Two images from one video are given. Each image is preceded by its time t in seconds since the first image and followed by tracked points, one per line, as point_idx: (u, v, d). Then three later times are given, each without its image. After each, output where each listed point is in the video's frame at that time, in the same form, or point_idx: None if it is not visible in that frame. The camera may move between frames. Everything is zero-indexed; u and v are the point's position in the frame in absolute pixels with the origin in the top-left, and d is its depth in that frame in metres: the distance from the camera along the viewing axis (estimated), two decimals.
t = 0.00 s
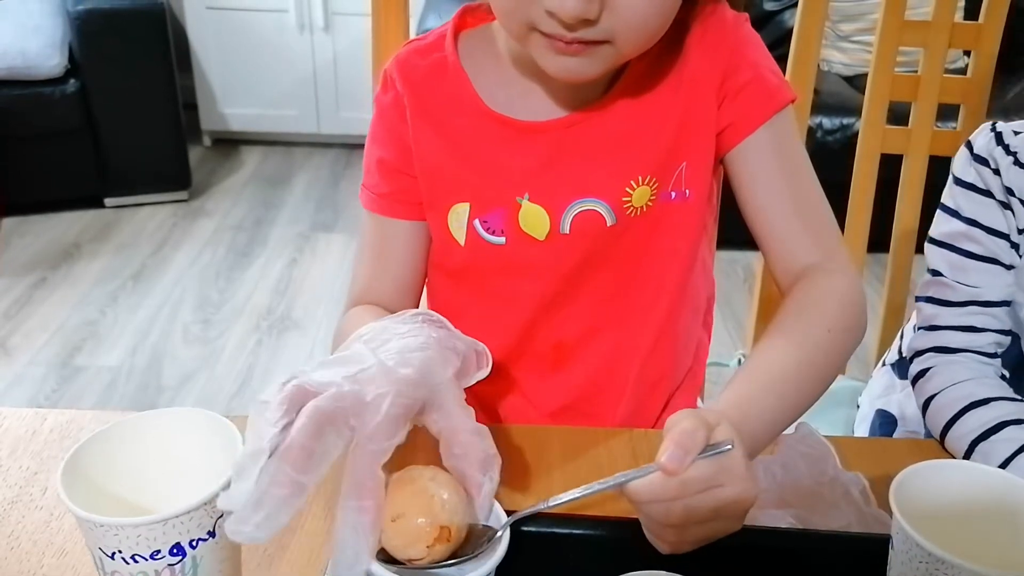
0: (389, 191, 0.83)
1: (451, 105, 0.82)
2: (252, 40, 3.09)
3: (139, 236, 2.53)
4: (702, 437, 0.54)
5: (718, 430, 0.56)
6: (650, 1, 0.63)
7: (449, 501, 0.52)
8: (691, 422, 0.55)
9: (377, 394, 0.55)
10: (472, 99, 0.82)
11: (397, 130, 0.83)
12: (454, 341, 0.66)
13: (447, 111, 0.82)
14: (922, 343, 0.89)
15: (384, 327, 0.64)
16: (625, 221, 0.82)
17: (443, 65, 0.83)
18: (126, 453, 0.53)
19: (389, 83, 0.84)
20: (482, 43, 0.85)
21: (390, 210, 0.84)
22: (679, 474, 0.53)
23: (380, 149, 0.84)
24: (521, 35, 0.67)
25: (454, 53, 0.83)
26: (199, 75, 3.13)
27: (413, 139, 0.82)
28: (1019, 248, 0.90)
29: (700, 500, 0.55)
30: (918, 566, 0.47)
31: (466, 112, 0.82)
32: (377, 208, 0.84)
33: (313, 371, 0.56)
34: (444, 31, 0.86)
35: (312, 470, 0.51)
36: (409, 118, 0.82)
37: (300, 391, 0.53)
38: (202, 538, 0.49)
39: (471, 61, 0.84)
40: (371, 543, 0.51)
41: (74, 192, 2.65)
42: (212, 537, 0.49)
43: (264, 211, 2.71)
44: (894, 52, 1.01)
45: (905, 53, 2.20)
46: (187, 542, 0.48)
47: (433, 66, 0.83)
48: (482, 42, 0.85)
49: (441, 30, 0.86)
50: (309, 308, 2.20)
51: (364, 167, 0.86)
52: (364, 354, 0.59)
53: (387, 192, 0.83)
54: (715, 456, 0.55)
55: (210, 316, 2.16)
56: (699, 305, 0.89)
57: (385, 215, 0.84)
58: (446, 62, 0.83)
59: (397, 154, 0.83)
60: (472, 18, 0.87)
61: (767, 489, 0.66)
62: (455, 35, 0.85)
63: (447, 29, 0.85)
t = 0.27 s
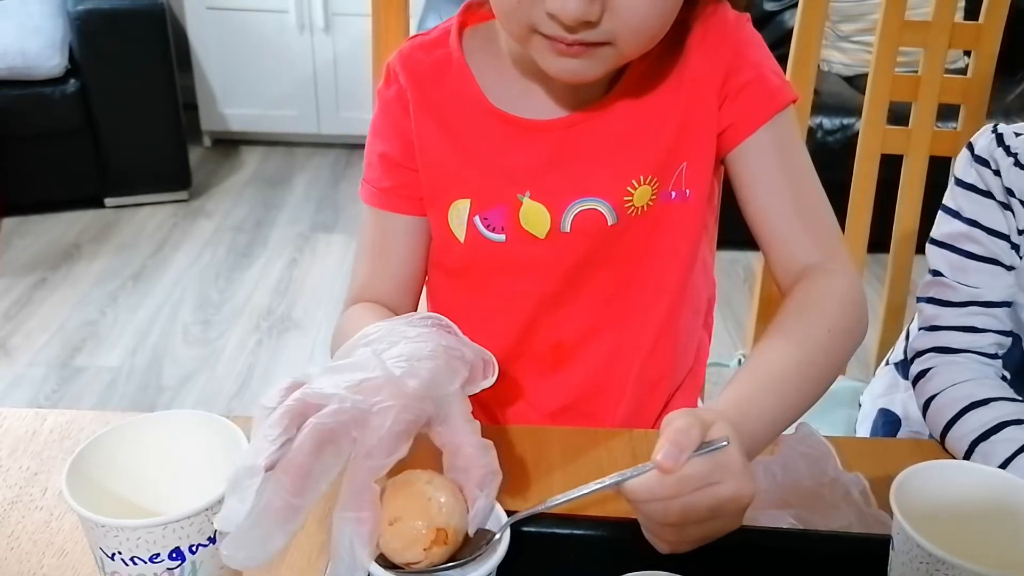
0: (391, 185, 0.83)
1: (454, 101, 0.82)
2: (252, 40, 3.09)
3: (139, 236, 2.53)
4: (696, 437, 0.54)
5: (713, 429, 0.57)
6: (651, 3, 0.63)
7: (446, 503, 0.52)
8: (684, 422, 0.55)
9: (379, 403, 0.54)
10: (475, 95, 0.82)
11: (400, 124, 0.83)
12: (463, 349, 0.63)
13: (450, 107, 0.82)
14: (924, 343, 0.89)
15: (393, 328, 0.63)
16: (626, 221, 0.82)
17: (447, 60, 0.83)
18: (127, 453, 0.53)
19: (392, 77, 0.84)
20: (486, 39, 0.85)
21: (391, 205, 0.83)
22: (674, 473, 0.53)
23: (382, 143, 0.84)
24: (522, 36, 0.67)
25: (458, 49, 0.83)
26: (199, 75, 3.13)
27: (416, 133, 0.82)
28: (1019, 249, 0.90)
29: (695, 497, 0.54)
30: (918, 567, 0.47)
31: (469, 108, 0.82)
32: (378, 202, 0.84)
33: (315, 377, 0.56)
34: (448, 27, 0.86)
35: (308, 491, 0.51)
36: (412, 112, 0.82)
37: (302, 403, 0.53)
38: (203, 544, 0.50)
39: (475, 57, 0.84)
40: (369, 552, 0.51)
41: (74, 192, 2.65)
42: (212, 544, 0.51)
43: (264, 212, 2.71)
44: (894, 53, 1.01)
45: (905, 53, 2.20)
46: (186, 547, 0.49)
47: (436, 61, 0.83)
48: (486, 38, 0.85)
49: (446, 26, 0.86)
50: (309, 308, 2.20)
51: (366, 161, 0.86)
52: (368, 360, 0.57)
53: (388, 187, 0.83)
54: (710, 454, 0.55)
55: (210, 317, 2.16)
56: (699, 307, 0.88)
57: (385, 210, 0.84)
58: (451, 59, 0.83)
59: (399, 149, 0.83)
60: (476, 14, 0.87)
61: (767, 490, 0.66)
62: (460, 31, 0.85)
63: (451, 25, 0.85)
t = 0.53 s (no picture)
0: (391, 187, 0.83)
1: (454, 102, 0.82)
2: (252, 41, 3.09)
3: (139, 237, 2.53)
4: (699, 432, 0.55)
5: (716, 426, 0.58)
6: (654, 3, 0.63)
7: (449, 496, 0.52)
8: (686, 416, 0.56)
9: (380, 397, 0.54)
10: (475, 96, 0.82)
11: (401, 125, 0.83)
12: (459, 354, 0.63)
13: (451, 108, 0.82)
14: (924, 344, 0.89)
15: (386, 336, 0.63)
16: (626, 222, 0.82)
17: (447, 61, 0.83)
18: (128, 454, 0.53)
19: (392, 78, 0.84)
20: (486, 40, 0.85)
21: (391, 206, 0.83)
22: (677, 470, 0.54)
23: (383, 144, 0.84)
24: (524, 37, 0.67)
25: (458, 50, 0.83)
26: (200, 76, 3.13)
27: (416, 134, 0.82)
28: (1018, 249, 0.90)
29: (699, 495, 0.55)
30: (918, 567, 0.47)
31: (469, 109, 0.82)
32: (378, 204, 0.83)
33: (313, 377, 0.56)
34: (448, 28, 0.86)
35: (320, 486, 0.50)
36: (412, 113, 0.82)
37: (303, 403, 0.53)
38: (200, 547, 0.48)
39: (475, 58, 0.84)
40: (370, 548, 0.50)
41: (74, 193, 2.65)
42: (210, 546, 0.49)
43: (264, 212, 2.71)
44: (894, 53, 1.01)
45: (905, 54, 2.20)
46: (183, 550, 0.48)
47: (436, 62, 0.83)
48: (486, 39, 0.85)
49: (446, 26, 0.86)
50: (309, 309, 2.20)
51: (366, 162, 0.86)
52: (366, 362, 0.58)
53: (388, 188, 0.83)
54: (714, 450, 0.56)
55: (210, 317, 2.16)
56: (699, 308, 0.88)
57: (385, 211, 0.83)
58: (450, 59, 0.83)
59: (400, 150, 0.83)
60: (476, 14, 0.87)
61: (767, 491, 0.66)
62: (459, 32, 0.85)
63: (451, 25, 0.85)
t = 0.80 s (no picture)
0: (391, 191, 0.83)
1: (455, 105, 0.82)
2: (252, 41, 3.09)
3: (140, 237, 2.53)
4: (715, 406, 0.56)
5: (731, 404, 0.59)
6: (660, 2, 0.63)
7: (455, 445, 0.55)
8: (701, 393, 0.56)
9: (383, 362, 0.56)
10: (475, 99, 0.82)
11: (402, 129, 0.83)
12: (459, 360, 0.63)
13: (451, 110, 0.82)
14: (923, 345, 0.89)
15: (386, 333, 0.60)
16: (628, 223, 0.82)
17: (447, 64, 0.83)
18: (129, 455, 0.53)
19: (392, 82, 0.84)
20: (486, 43, 0.85)
21: (392, 210, 0.83)
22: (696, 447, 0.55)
23: (384, 148, 0.84)
24: (529, 38, 0.67)
25: (458, 53, 0.83)
26: (200, 77, 3.13)
27: (417, 138, 0.82)
28: (1018, 250, 0.89)
29: (719, 472, 0.57)
30: (919, 568, 0.46)
31: (470, 111, 0.82)
32: (379, 208, 0.84)
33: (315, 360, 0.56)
34: (448, 31, 0.86)
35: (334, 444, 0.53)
36: (413, 116, 0.82)
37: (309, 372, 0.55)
38: (200, 548, 0.48)
39: (475, 61, 0.84)
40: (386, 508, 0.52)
41: (75, 194, 2.65)
42: (210, 547, 0.48)
43: (264, 213, 2.71)
44: (894, 55, 1.01)
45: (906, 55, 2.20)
46: (183, 552, 0.47)
47: (436, 65, 0.83)
48: (486, 42, 0.85)
49: (446, 29, 0.86)
50: (309, 309, 2.20)
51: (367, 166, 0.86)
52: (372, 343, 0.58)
53: (389, 192, 0.83)
54: (731, 428, 0.57)
55: (210, 318, 2.16)
56: (700, 309, 0.88)
57: (386, 215, 0.83)
58: (450, 62, 0.83)
59: (401, 153, 0.83)
60: (475, 17, 0.87)
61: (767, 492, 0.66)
62: (459, 35, 0.85)
63: (451, 28, 0.85)
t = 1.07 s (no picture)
0: (392, 191, 0.83)
1: (456, 106, 0.82)
2: (253, 42, 3.09)
3: (140, 238, 2.53)
4: (711, 396, 0.55)
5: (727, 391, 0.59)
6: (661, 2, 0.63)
7: (460, 383, 0.61)
8: (697, 383, 0.56)
9: (393, 310, 0.60)
10: (476, 100, 0.82)
11: (402, 130, 0.83)
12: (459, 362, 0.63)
13: (451, 111, 0.82)
14: (924, 345, 0.89)
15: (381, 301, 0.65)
16: (628, 223, 0.82)
17: (447, 65, 0.83)
18: (130, 455, 0.53)
19: (393, 83, 0.84)
20: (486, 45, 0.85)
21: (393, 211, 0.83)
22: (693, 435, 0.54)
23: (384, 149, 0.84)
24: (531, 38, 0.67)
25: (458, 54, 0.83)
26: (201, 78, 3.13)
27: (417, 138, 0.82)
28: (1018, 251, 0.89)
29: (719, 459, 0.58)
30: (919, 569, 0.46)
31: (471, 112, 0.82)
32: (380, 208, 0.83)
33: (336, 310, 0.59)
34: (448, 32, 0.86)
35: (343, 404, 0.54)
36: (413, 116, 0.82)
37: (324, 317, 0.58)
38: (200, 549, 0.48)
39: (475, 61, 0.84)
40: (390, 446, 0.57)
41: (75, 194, 2.65)
42: (210, 548, 0.48)
43: (264, 214, 2.71)
44: (894, 55, 1.01)
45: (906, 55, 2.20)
46: (183, 553, 0.47)
47: (437, 66, 0.83)
48: (486, 43, 0.85)
49: (446, 31, 0.86)
50: (309, 310, 2.20)
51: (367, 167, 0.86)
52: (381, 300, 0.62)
53: (389, 193, 0.83)
54: (728, 414, 0.58)
55: (211, 319, 2.16)
56: (700, 309, 0.88)
57: (386, 216, 0.83)
58: (451, 63, 0.83)
59: (401, 154, 0.83)
60: (475, 18, 0.87)
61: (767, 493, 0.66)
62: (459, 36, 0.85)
63: (451, 30, 0.85)
